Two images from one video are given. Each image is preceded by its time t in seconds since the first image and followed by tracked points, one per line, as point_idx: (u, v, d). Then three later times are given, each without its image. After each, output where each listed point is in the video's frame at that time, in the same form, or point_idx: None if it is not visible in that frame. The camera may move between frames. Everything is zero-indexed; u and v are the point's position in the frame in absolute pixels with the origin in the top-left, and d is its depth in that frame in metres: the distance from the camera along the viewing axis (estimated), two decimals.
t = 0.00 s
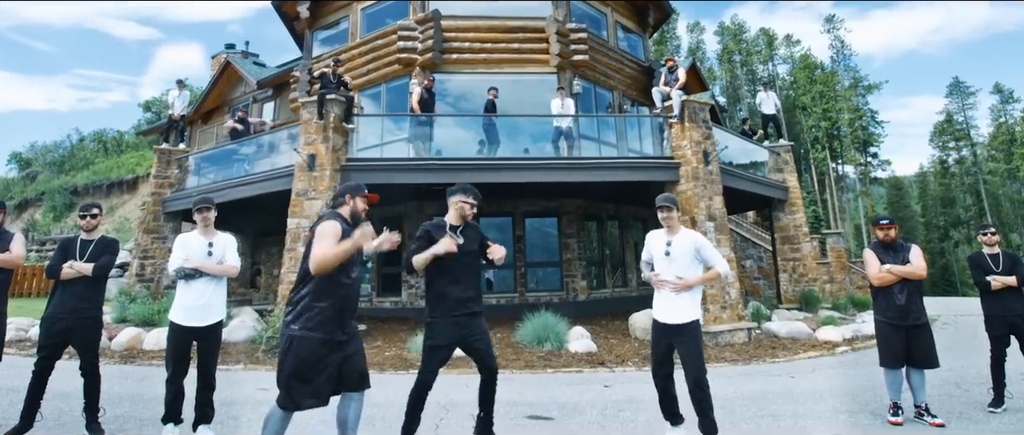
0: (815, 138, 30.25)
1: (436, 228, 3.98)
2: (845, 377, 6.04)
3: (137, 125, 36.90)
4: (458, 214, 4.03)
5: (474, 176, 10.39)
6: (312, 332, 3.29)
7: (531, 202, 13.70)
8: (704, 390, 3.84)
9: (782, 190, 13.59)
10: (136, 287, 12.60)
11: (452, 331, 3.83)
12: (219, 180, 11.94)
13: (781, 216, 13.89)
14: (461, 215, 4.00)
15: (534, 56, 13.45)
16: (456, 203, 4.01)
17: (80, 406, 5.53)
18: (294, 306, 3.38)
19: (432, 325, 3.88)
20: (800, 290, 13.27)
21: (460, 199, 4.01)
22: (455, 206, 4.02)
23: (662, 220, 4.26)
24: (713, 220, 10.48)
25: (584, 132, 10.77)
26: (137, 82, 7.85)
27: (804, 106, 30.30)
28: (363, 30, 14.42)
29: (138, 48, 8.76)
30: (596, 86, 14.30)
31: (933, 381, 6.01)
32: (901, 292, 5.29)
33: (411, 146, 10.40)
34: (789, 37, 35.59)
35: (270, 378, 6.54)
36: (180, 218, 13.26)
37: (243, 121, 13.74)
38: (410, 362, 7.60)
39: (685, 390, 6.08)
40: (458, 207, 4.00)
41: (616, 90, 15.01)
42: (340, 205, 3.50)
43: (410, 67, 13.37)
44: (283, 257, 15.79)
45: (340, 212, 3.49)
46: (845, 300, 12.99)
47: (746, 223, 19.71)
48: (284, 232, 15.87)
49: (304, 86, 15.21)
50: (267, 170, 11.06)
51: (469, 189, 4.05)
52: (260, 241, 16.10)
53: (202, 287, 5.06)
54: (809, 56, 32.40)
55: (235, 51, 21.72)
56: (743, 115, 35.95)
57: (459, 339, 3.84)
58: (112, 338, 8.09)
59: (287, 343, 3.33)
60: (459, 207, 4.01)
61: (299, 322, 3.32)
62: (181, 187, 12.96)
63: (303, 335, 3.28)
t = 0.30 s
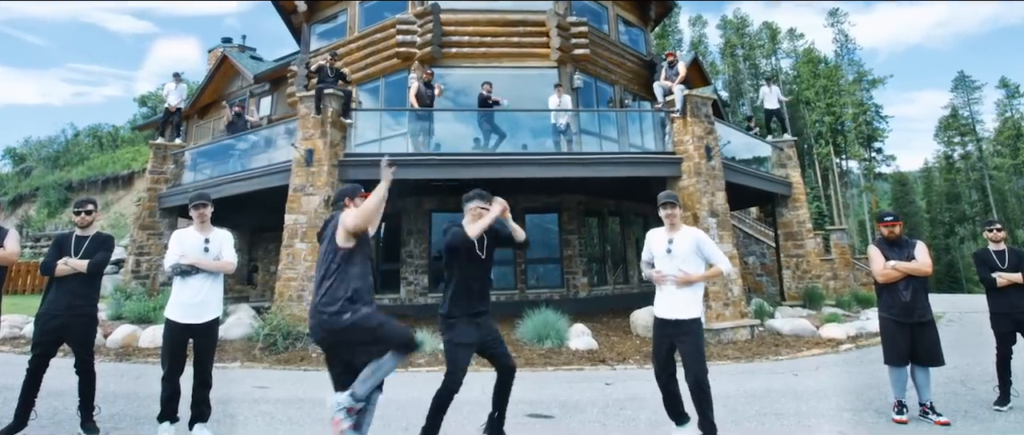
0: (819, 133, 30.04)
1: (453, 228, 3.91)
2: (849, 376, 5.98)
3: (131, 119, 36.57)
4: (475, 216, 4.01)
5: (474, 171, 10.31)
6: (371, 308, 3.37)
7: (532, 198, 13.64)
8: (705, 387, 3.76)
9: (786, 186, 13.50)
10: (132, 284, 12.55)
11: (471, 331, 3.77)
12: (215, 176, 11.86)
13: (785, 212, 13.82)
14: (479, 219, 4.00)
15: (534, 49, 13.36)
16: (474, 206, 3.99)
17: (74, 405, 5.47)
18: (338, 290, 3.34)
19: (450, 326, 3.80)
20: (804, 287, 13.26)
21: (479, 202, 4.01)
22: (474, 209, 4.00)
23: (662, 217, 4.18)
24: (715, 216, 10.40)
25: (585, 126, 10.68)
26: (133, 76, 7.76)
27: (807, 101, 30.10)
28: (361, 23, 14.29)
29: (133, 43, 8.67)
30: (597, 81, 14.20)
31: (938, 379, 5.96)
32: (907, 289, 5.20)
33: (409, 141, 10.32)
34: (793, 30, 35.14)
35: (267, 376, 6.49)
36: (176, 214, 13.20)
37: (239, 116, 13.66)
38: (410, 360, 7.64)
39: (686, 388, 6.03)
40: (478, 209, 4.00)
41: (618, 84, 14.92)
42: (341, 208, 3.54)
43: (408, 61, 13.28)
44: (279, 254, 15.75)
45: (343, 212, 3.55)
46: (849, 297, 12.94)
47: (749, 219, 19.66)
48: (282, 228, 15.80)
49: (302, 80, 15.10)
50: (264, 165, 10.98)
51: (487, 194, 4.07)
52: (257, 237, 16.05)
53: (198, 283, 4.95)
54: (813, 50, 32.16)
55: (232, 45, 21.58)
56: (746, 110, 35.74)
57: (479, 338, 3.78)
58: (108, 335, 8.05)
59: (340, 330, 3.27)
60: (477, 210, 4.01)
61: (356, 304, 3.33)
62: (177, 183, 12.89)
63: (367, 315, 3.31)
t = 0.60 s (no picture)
0: (822, 127, 29.83)
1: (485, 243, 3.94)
2: (853, 373, 5.93)
3: (127, 115, 36.37)
4: (504, 228, 4.01)
5: (474, 166, 10.23)
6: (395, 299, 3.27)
7: (532, 195, 13.58)
8: (700, 389, 3.67)
9: (789, 182, 13.43)
10: (128, 280, 12.49)
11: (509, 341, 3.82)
12: (212, 171, 11.78)
13: (788, 208, 13.76)
14: (509, 228, 4.00)
15: (535, 43, 13.26)
16: (502, 216, 3.99)
17: (68, 404, 5.42)
18: (358, 285, 3.20)
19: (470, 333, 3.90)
20: (807, 284, 13.19)
21: (505, 211, 4.01)
22: (503, 219, 3.99)
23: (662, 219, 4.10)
24: (718, 212, 10.33)
25: (586, 121, 10.59)
26: (129, 71, 7.68)
27: (811, 95, 29.90)
28: (360, 17, 14.18)
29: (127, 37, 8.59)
30: (598, 75, 14.10)
31: (943, 377, 5.91)
32: (911, 286, 5.13)
33: (408, 137, 10.24)
34: (796, 24, 34.98)
35: (265, 375, 6.43)
36: (172, 210, 13.14)
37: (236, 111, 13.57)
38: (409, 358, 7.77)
39: (686, 386, 5.97)
40: (506, 219, 3.99)
41: (619, 79, 14.81)
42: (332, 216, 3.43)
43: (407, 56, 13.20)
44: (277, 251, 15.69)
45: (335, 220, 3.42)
46: (852, 294, 12.87)
47: (751, 215, 19.62)
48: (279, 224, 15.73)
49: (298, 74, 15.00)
50: (261, 160, 10.90)
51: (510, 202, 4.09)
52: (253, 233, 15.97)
53: (194, 280, 4.86)
54: (816, 45, 31.92)
55: (228, 39, 21.47)
56: (748, 105, 35.55)
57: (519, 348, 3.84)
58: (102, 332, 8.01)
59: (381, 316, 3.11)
60: (506, 219, 4.01)
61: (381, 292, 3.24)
62: (173, 178, 12.83)
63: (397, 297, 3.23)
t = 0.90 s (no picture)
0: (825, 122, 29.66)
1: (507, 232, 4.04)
2: (857, 371, 5.87)
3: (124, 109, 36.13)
4: (519, 215, 4.13)
5: (474, 161, 10.15)
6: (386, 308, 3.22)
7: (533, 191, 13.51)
8: (696, 385, 3.62)
9: (792, 178, 13.37)
10: (123, 277, 12.42)
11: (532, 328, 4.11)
12: (208, 167, 11.70)
13: (791, 204, 13.72)
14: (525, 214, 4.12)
15: (535, 37, 13.18)
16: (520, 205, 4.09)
17: (61, 402, 5.36)
18: (357, 286, 3.13)
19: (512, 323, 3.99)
20: (811, 281, 13.13)
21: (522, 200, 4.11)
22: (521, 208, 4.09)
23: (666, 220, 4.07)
24: (720, 208, 10.26)
25: (587, 116, 10.51)
26: (125, 65, 7.59)
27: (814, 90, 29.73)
28: (359, 11, 14.08)
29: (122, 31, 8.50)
30: (599, 69, 14.01)
31: (948, 375, 5.86)
32: (916, 283, 5.06)
33: (406, 132, 10.17)
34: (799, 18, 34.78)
35: (261, 372, 6.37)
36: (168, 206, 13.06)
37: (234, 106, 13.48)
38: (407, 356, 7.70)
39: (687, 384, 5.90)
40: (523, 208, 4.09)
41: (620, 73, 14.72)
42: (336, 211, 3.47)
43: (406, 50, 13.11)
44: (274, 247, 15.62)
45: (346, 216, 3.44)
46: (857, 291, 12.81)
47: (754, 211, 19.58)
48: (277, 220, 15.65)
49: (296, 68, 14.91)
50: (258, 156, 10.81)
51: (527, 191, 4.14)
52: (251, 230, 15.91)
53: (190, 277, 4.78)
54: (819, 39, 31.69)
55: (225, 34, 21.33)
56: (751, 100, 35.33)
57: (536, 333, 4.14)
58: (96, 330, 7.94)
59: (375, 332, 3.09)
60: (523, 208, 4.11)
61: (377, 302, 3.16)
62: (169, 174, 12.76)
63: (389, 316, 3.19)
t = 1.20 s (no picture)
0: (829, 118, 29.44)
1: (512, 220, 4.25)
2: (861, 369, 5.82)
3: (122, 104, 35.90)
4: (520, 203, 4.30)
5: (474, 157, 10.08)
6: (331, 310, 3.24)
7: (534, 187, 13.44)
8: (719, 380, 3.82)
9: (795, 173, 13.30)
10: (119, 274, 12.39)
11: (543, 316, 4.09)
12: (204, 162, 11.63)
13: (794, 200, 13.66)
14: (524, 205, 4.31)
15: (536, 31, 13.09)
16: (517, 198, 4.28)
17: (56, 400, 5.32)
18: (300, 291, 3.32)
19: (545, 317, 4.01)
20: (814, 278, 13.08)
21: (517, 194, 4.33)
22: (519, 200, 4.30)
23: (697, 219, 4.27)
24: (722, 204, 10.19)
25: (588, 111, 10.44)
26: (120, 60, 7.51)
27: (818, 85, 29.51)
28: (357, 4, 13.97)
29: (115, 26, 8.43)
30: (600, 64, 13.91)
31: (953, 372, 5.81)
32: (921, 280, 4.98)
33: (405, 127, 10.10)
34: (803, 12, 34.52)
35: (258, 370, 6.33)
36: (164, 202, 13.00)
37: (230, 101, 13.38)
38: (406, 354, 7.65)
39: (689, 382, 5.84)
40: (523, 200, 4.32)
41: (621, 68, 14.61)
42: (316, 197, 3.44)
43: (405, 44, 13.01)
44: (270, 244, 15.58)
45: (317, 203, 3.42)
46: (861, 288, 12.72)
47: (757, 207, 19.51)
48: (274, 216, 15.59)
49: (293, 63, 14.79)
50: (256, 150, 10.74)
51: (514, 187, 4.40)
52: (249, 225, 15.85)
53: (186, 274, 4.71)
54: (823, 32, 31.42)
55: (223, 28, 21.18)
56: (754, 94, 35.11)
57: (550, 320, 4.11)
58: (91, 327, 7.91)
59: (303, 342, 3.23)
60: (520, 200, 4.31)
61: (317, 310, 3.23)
62: (165, 170, 12.71)
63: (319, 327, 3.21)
